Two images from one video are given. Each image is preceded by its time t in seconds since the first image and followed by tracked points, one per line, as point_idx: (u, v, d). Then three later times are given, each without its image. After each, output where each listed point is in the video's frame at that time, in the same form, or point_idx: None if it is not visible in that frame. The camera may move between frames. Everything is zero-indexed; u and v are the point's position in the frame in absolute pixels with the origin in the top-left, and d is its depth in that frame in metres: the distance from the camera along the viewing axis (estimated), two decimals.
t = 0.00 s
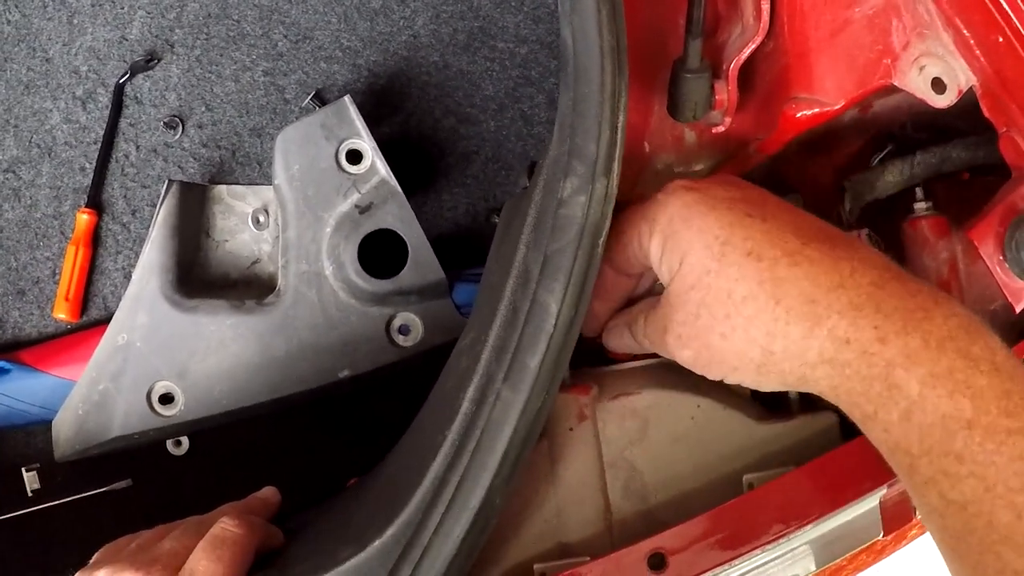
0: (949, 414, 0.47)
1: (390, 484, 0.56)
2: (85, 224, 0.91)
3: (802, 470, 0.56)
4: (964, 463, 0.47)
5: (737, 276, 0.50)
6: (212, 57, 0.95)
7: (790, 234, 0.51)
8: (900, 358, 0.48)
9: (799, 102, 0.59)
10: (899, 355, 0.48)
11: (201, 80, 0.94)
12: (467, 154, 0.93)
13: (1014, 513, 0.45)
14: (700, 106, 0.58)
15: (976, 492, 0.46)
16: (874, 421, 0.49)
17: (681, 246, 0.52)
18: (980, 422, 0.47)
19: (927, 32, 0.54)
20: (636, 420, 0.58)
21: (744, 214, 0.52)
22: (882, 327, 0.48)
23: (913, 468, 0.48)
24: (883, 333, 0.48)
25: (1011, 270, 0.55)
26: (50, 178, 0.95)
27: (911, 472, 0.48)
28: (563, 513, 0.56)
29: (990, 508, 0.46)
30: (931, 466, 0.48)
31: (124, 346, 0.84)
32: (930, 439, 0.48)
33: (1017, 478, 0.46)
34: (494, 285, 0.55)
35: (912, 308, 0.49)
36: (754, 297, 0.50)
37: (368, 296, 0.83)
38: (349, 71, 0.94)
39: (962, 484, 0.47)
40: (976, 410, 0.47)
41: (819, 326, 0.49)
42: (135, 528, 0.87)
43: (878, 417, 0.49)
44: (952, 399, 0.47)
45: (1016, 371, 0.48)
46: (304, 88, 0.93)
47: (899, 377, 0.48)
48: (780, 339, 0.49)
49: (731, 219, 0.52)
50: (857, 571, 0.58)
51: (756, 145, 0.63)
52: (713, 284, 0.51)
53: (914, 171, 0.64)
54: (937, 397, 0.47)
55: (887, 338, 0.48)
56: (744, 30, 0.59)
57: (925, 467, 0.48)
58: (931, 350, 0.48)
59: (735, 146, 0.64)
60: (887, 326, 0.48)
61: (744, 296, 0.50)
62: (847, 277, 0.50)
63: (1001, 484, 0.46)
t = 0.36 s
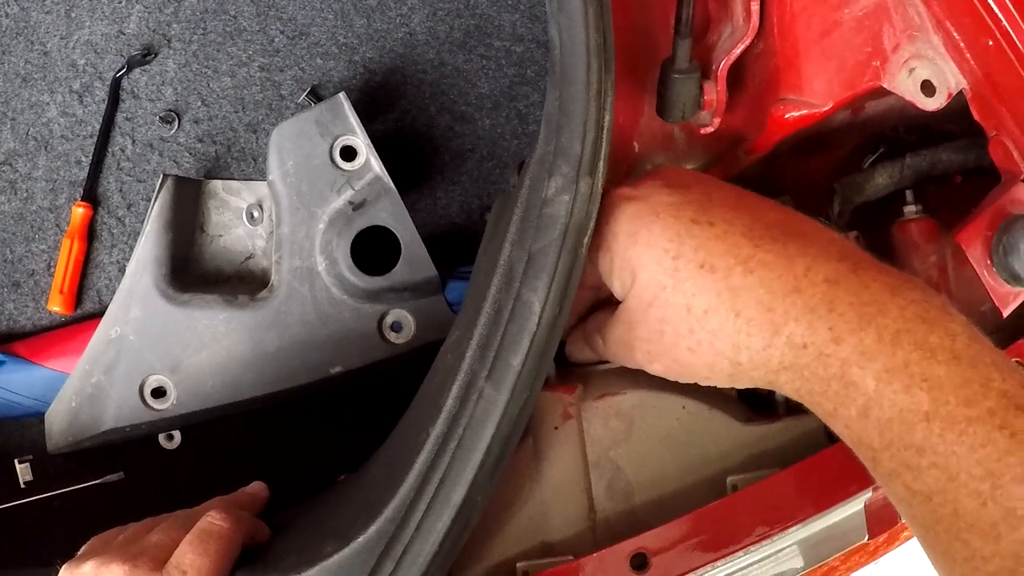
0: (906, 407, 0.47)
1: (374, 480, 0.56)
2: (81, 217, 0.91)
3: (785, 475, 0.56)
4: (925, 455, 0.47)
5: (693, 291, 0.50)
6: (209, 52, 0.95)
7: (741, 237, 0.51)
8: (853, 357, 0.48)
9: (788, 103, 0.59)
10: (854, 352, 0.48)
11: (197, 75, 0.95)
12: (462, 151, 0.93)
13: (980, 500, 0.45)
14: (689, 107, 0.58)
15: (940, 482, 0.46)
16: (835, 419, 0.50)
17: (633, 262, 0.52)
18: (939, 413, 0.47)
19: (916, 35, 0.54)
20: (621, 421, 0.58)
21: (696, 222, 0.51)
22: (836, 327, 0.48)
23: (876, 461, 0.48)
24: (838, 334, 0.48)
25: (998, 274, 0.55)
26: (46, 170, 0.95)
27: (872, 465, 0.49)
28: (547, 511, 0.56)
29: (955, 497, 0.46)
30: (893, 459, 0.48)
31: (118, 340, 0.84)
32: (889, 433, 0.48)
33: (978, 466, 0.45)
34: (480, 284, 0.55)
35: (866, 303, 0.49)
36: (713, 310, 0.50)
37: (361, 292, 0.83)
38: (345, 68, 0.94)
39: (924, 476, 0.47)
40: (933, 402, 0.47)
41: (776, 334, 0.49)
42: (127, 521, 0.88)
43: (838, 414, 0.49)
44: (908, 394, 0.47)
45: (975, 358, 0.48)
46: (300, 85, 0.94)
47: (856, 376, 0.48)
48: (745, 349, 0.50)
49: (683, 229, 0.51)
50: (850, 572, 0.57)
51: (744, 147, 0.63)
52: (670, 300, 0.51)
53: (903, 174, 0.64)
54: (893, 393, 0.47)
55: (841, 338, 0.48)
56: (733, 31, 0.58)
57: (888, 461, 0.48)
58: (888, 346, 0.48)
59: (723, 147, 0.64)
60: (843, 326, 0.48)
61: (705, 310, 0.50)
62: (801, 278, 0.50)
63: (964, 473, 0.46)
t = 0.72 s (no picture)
0: (911, 380, 0.47)
1: (371, 471, 0.57)
2: (83, 210, 0.92)
3: (780, 471, 0.56)
4: (930, 430, 0.47)
5: (692, 283, 0.50)
6: (212, 47, 0.95)
7: (732, 221, 0.51)
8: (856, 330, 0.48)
9: (786, 101, 0.60)
10: (854, 323, 0.48)
11: (200, 70, 0.95)
12: (463, 148, 0.93)
13: (983, 478, 0.45)
14: (688, 103, 0.59)
15: (944, 458, 0.46)
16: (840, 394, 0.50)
17: (630, 261, 0.53)
18: (944, 387, 0.47)
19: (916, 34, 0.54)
20: (618, 415, 0.59)
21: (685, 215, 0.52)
22: (837, 298, 0.49)
23: (880, 436, 0.48)
24: (839, 305, 0.48)
25: (994, 272, 0.55)
26: (49, 163, 0.95)
27: (880, 441, 0.49)
28: (543, 505, 0.57)
29: (958, 476, 0.46)
30: (898, 434, 0.48)
31: (118, 332, 0.85)
32: (894, 407, 0.48)
33: (983, 443, 0.45)
34: (478, 278, 0.55)
35: (868, 273, 0.49)
36: (715, 295, 0.50)
37: (362, 288, 0.83)
38: (348, 64, 0.94)
39: (929, 452, 0.47)
40: (939, 376, 0.47)
41: (777, 310, 0.49)
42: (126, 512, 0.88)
43: (842, 389, 0.50)
44: (914, 367, 0.47)
45: (980, 331, 0.48)
46: (302, 80, 0.94)
47: (858, 348, 0.48)
48: (750, 331, 0.50)
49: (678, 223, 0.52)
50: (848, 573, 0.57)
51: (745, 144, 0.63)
52: (675, 293, 0.51)
53: (903, 173, 0.64)
54: (899, 365, 0.47)
55: (843, 310, 0.48)
56: (733, 28, 0.59)
57: (893, 436, 0.48)
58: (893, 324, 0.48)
59: (723, 146, 0.64)
60: (843, 297, 0.49)
61: (709, 296, 0.50)
62: (796, 250, 0.50)
63: (968, 450, 0.46)
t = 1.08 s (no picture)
0: (895, 379, 0.46)
1: (374, 462, 0.57)
2: (86, 204, 0.92)
3: (783, 467, 0.56)
4: (916, 426, 0.45)
5: (678, 292, 0.50)
6: (217, 42, 0.96)
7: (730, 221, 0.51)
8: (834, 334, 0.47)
9: (789, 98, 0.59)
10: (835, 325, 0.47)
11: (205, 65, 0.95)
12: (466, 145, 0.94)
13: (972, 471, 0.44)
14: (691, 100, 0.59)
15: (931, 454, 0.45)
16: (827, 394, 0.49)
17: (625, 267, 0.53)
18: (928, 383, 0.45)
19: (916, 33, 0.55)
20: (620, 408, 0.59)
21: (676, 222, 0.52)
22: (817, 302, 0.48)
23: (871, 432, 0.48)
24: (819, 309, 0.47)
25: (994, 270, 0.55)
26: (53, 157, 0.96)
27: (870, 437, 0.48)
28: (545, 498, 0.57)
29: (948, 470, 0.45)
30: (886, 431, 0.47)
31: (121, 325, 0.85)
32: (880, 406, 0.47)
33: (970, 436, 0.44)
34: (481, 271, 0.56)
35: (845, 274, 0.48)
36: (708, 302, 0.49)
37: (364, 284, 0.84)
38: (352, 61, 0.94)
39: (918, 448, 0.46)
40: (921, 372, 0.45)
41: (760, 318, 0.48)
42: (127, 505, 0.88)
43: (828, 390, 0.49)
44: (896, 365, 0.46)
45: (964, 322, 0.46)
46: (307, 76, 0.94)
47: (843, 350, 0.47)
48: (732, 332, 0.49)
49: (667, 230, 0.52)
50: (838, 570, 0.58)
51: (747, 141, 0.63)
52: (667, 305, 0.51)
53: (903, 171, 0.65)
54: (880, 364, 0.46)
55: (823, 313, 0.47)
56: (736, 26, 0.59)
57: (882, 434, 0.47)
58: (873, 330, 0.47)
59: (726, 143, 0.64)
60: (823, 301, 0.48)
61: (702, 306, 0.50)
62: (777, 256, 0.49)
63: (955, 444, 0.44)
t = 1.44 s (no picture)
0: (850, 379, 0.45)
1: (384, 458, 0.58)
2: (94, 199, 0.92)
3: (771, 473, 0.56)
4: (867, 419, 0.44)
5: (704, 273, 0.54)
6: (226, 40, 0.96)
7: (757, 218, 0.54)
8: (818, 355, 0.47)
9: (799, 100, 0.59)
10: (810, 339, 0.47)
11: (214, 62, 0.96)
12: (473, 144, 0.94)
13: (916, 460, 0.41)
14: (702, 101, 0.59)
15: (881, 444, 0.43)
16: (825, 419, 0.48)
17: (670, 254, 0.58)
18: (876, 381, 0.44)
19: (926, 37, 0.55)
20: (629, 406, 0.59)
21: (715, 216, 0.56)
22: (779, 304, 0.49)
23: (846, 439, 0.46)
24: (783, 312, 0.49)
25: (1003, 272, 0.55)
26: (61, 152, 0.96)
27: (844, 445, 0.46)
28: (555, 495, 0.57)
29: (895, 461, 0.42)
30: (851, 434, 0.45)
31: (128, 321, 0.85)
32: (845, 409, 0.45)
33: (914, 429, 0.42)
34: (494, 269, 0.56)
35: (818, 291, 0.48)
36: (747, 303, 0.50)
37: (371, 282, 0.84)
38: (360, 60, 0.95)
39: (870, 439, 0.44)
40: (869, 373, 0.44)
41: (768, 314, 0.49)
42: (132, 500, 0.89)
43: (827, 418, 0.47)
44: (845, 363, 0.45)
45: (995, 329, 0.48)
46: (316, 75, 0.95)
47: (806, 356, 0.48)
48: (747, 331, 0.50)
49: (714, 233, 0.55)
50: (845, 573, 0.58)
51: (757, 142, 0.63)
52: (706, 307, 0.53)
53: (911, 173, 0.65)
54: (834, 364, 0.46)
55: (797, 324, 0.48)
56: (748, 28, 0.60)
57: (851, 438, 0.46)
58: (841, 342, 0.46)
59: (736, 145, 0.64)
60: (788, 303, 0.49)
61: (742, 308, 0.51)
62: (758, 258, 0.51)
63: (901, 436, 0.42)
